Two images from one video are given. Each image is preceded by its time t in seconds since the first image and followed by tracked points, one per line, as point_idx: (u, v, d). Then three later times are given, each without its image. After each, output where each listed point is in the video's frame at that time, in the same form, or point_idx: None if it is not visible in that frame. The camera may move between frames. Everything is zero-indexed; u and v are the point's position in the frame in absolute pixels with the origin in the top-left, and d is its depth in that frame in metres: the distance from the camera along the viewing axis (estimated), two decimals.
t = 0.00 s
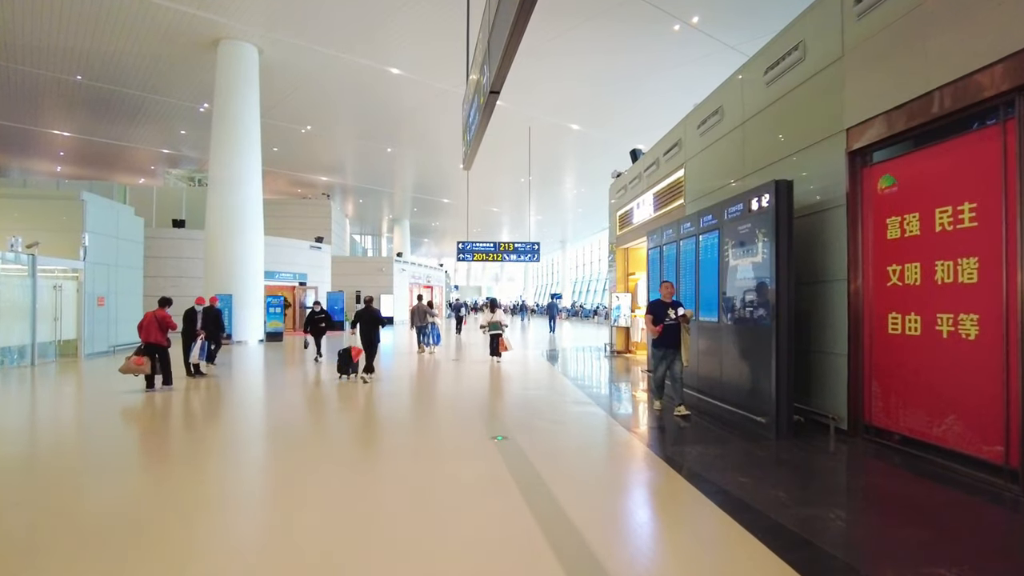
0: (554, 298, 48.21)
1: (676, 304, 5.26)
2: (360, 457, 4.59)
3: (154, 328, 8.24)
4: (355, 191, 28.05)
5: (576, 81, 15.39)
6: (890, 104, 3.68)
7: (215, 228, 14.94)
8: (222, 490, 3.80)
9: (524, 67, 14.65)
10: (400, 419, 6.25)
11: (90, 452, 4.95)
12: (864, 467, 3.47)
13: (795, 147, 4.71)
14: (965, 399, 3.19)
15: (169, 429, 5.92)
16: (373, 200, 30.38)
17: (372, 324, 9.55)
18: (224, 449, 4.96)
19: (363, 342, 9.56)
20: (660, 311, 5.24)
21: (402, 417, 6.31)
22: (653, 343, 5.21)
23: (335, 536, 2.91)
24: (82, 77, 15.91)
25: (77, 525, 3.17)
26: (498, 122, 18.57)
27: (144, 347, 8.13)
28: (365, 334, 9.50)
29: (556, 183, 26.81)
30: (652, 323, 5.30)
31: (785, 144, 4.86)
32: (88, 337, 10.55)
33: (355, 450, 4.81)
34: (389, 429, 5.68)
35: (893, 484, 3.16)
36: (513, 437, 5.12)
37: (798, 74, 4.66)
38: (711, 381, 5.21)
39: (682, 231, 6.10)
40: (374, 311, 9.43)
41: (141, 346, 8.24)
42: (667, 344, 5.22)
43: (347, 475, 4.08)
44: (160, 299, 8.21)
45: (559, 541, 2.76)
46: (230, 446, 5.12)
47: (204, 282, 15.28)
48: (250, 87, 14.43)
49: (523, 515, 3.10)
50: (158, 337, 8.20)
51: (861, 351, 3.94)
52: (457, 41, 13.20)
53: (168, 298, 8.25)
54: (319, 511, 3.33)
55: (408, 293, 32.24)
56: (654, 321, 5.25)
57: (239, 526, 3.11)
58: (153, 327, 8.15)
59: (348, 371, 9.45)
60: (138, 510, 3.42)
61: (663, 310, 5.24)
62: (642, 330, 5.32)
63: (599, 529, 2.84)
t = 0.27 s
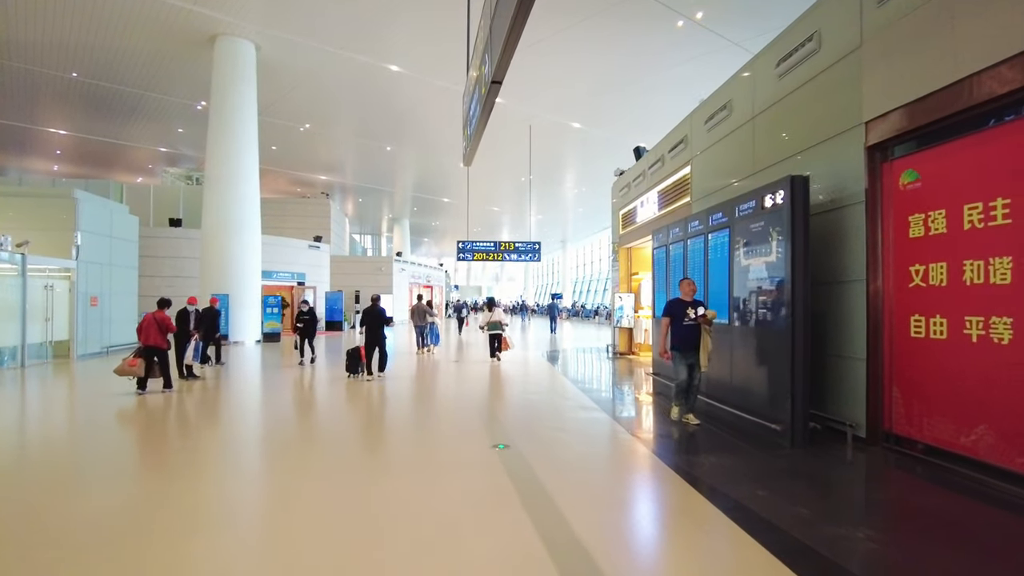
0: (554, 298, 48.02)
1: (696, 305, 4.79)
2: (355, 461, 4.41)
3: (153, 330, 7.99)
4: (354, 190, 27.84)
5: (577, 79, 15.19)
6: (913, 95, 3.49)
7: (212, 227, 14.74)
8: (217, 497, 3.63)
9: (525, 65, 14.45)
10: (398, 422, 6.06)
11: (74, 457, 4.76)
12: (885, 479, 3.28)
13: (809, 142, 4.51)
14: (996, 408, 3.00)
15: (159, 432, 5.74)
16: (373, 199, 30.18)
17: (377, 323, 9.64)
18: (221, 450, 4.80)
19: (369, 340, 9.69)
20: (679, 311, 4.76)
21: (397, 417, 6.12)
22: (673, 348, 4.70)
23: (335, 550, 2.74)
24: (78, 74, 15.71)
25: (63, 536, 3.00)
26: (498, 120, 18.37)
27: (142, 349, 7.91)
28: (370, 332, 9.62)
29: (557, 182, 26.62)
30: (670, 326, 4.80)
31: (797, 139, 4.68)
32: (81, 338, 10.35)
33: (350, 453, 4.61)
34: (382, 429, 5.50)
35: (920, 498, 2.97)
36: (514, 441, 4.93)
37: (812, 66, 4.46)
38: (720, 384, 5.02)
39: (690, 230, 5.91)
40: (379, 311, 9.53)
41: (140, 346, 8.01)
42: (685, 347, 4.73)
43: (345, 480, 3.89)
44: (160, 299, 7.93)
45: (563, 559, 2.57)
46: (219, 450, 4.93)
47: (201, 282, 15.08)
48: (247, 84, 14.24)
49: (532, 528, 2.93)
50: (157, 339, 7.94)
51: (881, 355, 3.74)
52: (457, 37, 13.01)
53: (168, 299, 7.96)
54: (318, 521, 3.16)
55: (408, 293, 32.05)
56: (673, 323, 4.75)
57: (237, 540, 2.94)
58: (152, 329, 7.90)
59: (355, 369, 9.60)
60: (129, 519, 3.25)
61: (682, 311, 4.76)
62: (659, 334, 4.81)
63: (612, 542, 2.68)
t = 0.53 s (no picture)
0: (554, 298, 47.77)
1: (713, 306, 4.37)
2: (347, 464, 4.24)
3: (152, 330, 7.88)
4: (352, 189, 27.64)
5: (578, 76, 15.01)
6: (933, 82, 3.32)
7: (208, 225, 14.56)
8: (204, 502, 3.45)
9: (525, 62, 14.26)
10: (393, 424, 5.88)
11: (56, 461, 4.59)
12: (905, 486, 3.10)
13: (821, 133, 4.33)
14: None
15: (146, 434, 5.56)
16: (371, 199, 29.98)
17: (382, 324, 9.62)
18: (213, 452, 4.63)
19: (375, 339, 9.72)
20: (694, 314, 4.38)
21: (393, 419, 5.93)
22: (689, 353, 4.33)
23: (338, 557, 2.58)
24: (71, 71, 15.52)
25: (50, 541, 2.83)
26: (498, 118, 18.18)
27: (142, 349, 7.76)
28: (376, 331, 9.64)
29: (557, 181, 26.42)
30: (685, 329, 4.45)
31: (809, 130, 4.49)
32: (72, 338, 10.17)
33: (345, 454, 4.44)
34: (377, 431, 5.32)
35: (945, 508, 2.79)
36: (513, 443, 4.75)
37: (823, 55, 4.29)
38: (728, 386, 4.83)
39: (695, 226, 5.73)
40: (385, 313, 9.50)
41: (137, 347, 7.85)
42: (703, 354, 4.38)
43: (343, 482, 3.74)
44: (159, 299, 7.84)
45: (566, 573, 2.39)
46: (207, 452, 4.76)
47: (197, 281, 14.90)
48: (242, 80, 14.06)
49: (541, 534, 2.78)
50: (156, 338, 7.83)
51: (899, 355, 3.57)
52: (456, 33, 12.81)
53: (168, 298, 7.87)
54: (316, 525, 2.99)
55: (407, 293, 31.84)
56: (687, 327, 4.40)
57: (233, 546, 2.76)
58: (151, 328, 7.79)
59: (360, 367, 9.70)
60: (120, 523, 3.08)
61: (697, 314, 4.38)
62: (673, 336, 4.50)
63: (622, 554, 2.51)
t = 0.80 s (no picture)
0: (554, 298, 47.57)
1: (730, 304, 4.13)
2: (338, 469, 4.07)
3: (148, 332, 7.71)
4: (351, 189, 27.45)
5: (578, 74, 14.83)
6: (957, 70, 3.14)
7: (204, 225, 14.39)
8: (186, 509, 3.29)
9: (524, 60, 14.09)
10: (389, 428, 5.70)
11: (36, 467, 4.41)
12: (929, 499, 2.92)
13: (834, 127, 4.15)
14: None
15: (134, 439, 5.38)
16: (370, 198, 29.79)
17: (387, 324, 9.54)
18: (203, 455, 4.46)
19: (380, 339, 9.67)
20: (710, 314, 4.14)
21: (387, 422, 5.74)
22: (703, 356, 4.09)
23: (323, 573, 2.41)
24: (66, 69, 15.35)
25: (33, 554, 2.65)
26: (497, 117, 18.01)
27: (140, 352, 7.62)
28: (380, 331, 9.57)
29: (557, 180, 26.22)
30: (702, 330, 4.21)
31: (820, 124, 4.30)
32: (64, 340, 9.99)
33: (337, 456, 4.29)
34: (370, 434, 5.14)
35: (973, 523, 2.62)
36: (512, 448, 4.57)
37: (836, 45, 4.10)
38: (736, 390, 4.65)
39: (701, 224, 5.55)
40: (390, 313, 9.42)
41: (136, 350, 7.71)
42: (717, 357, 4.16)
43: (339, 487, 3.57)
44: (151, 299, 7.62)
45: None
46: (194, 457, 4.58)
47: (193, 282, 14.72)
48: (238, 78, 13.89)
49: (545, 548, 2.60)
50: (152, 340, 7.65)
51: (918, 360, 3.39)
52: (454, 31, 12.64)
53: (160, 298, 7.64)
54: (313, 534, 2.83)
55: (406, 293, 31.64)
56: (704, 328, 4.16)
57: (228, 557, 2.60)
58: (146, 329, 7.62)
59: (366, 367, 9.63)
60: (108, 531, 2.91)
61: (713, 313, 4.13)
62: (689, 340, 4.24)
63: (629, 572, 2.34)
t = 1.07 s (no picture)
0: (554, 298, 47.44)
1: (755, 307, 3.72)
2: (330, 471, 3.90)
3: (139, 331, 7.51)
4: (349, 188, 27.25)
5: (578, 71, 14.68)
6: (984, 54, 2.96)
7: (199, 223, 14.21)
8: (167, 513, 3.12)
9: (525, 58, 13.92)
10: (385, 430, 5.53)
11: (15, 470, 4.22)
12: (957, 508, 2.74)
13: (850, 118, 3.94)
14: None
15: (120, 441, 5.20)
16: (368, 198, 29.60)
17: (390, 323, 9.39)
18: (190, 457, 4.28)
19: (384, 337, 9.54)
20: (734, 317, 3.73)
21: (383, 424, 5.55)
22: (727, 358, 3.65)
23: None
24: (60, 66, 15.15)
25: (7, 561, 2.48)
26: (497, 116, 17.86)
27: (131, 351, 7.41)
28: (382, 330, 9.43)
29: (557, 179, 26.06)
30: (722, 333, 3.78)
31: (834, 115, 4.11)
32: (54, 340, 9.78)
33: (329, 458, 4.11)
34: (364, 435, 4.96)
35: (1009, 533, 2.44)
36: (512, 452, 4.37)
37: (851, 32, 3.90)
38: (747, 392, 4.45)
39: (708, 220, 5.36)
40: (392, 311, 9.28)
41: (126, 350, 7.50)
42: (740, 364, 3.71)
43: (330, 491, 3.39)
44: (143, 298, 7.45)
45: None
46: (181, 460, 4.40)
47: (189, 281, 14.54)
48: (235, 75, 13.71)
49: (547, 556, 2.43)
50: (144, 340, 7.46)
51: (942, 360, 3.21)
52: (453, 27, 12.46)
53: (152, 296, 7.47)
54: (308, 538, 2.66)
55: (405, 293, 31.46)
56: (725, 331, 3.76)
57: (218, 563, 2.42)
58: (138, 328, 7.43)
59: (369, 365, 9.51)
60: (86, 537, 2.73)
61: (736, 316, 3.73)
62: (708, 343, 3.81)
63: None
